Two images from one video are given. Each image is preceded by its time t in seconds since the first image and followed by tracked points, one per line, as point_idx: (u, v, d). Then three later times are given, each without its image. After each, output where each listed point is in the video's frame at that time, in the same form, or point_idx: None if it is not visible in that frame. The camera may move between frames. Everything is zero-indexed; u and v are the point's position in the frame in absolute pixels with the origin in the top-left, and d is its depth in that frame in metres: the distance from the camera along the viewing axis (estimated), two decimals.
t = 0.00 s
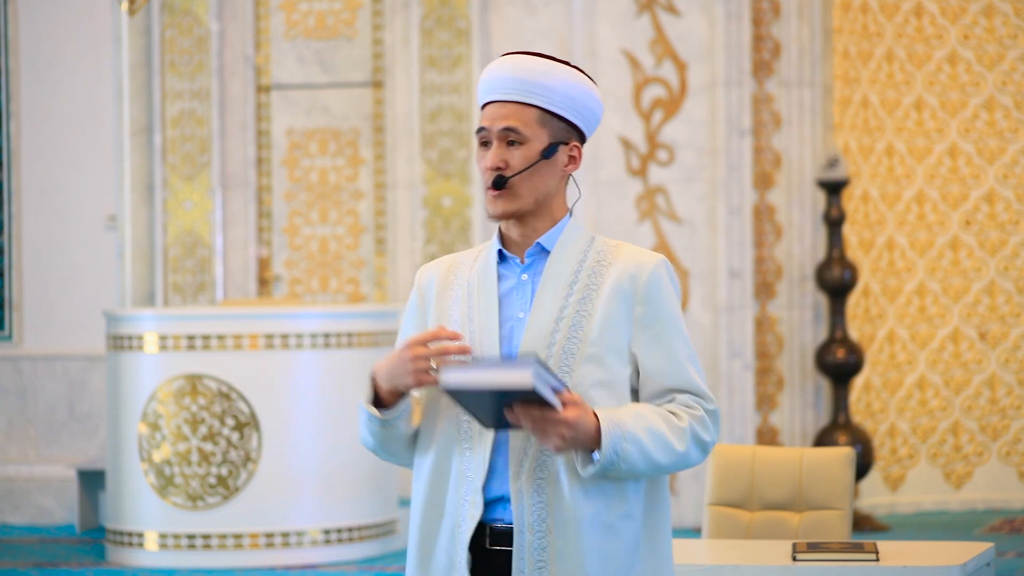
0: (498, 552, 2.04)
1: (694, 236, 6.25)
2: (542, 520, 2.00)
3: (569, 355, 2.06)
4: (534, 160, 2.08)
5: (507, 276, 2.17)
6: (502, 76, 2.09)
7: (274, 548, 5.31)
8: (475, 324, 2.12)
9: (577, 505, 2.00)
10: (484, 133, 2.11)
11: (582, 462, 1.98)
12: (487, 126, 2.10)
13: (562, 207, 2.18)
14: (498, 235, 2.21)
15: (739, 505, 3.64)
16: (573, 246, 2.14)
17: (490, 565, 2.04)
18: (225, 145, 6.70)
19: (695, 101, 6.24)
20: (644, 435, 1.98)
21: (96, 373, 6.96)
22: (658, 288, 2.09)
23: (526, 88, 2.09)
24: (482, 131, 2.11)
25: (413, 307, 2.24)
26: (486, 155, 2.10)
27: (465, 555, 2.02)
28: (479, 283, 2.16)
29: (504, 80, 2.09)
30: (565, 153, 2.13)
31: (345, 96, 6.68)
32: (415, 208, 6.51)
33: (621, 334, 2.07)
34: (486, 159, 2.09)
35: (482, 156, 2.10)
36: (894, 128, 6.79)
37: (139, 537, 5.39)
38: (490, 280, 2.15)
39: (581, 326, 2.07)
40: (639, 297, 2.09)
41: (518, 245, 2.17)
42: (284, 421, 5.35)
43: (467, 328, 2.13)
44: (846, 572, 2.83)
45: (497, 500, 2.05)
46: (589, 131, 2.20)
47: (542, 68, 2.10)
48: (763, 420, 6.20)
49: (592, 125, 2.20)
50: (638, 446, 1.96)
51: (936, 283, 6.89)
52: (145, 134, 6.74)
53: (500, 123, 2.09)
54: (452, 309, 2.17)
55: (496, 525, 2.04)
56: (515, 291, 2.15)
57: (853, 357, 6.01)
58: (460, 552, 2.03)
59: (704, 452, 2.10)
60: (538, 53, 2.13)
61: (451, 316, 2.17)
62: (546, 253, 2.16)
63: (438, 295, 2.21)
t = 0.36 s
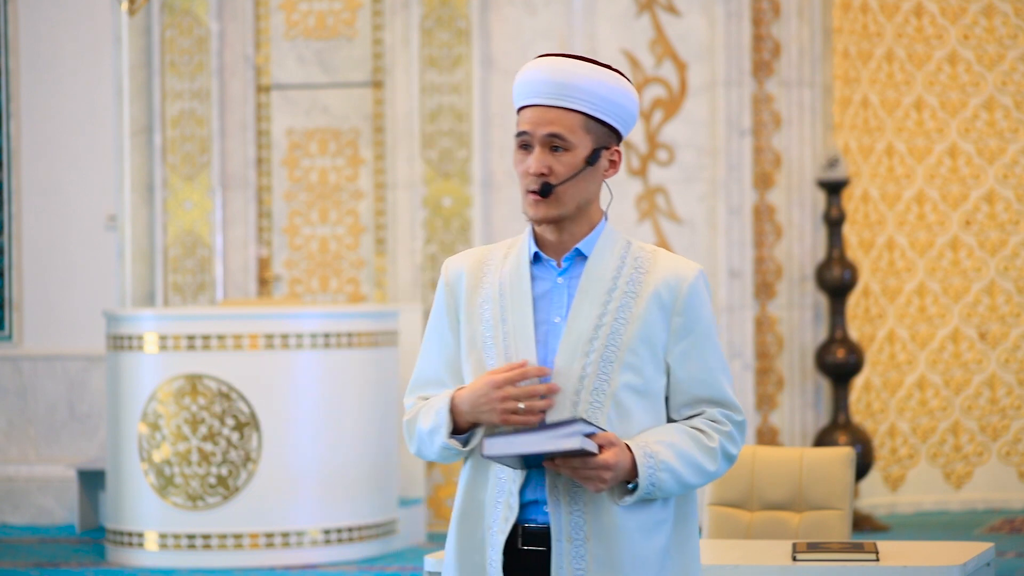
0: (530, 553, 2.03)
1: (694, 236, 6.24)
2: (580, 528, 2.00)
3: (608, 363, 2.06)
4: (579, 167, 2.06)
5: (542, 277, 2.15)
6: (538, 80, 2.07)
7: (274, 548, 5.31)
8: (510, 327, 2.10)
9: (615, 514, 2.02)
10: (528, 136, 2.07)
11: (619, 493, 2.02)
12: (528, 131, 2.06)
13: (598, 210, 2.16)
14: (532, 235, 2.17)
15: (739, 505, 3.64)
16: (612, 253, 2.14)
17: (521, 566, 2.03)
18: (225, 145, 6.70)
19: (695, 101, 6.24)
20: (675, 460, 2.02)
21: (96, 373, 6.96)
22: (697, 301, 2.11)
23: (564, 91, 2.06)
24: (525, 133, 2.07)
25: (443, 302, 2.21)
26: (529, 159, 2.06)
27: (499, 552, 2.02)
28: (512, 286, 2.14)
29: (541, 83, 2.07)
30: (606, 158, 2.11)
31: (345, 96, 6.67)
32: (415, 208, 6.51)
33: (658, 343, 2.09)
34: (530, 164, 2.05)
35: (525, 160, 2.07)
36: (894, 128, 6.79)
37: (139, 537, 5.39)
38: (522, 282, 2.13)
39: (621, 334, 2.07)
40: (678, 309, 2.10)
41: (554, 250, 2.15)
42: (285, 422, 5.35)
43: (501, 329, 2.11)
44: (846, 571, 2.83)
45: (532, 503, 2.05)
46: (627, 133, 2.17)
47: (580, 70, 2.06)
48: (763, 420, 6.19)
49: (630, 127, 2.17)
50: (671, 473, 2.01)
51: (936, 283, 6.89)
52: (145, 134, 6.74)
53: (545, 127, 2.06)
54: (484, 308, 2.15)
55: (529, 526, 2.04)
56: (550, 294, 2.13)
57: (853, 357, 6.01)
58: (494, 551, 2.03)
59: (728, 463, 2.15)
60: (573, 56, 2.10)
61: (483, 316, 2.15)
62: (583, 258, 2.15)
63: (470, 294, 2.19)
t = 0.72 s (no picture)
0: (548, 552, 2.03)
1: (694, 235, 6.24)
2: (609, 534, 2.02)
3: (639, 370, 2.07)
4: (624, 177, 2.06)
5: (573, 278, 2.15)
6: (576, 88, 2.07)
7: (274, 548, 5.31)
8: (540, 328, 2.11)
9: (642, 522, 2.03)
10: (571, 144, 2.06)
11: (648, 504, 2.04)
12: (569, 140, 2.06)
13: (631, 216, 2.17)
14: (563, 234, 2.17)
15: (739, 505, 3.64)
16: (644, 259, 2.14)
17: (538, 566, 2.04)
18: (225, 145, 6.70)
19: (696, 101, 6.23)
20: (704, 470, 2.04)
21: (96, 373, 6.96)
22: (729, 310, 2.13)
23: (604, 100, 2.06)
24: (569, 141, 2.06)
25: (469, 289, 2.21)
26: (573, 168, 2.05)
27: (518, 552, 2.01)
28: (542, 283, 2.14)
29: (578, 91, 2.06)
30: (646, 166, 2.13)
31: (345, 96, 6.67)
32: (415, 208, 6.51)
33: (689, 350, 2.10)
34: (575, 173, 2.05)
35: (569, 168, 2.06)
36: (894, 128, 6.79)
37: (139, 537, 5.39)
38: (553, 282, 2.13)
39: (653, 342, 2.08)
40: (709, 316, 2.12)
41: (588, 253, 2.15)
42: (285, 422, 5.35)
43: (529, 327, 2.12)
44: (846, 572, 2.83)
45: (555, 503, 2.05)
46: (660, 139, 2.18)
47: (619, 78, 2.07)
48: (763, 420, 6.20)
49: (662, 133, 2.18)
50: (699, 483, 2.03)
51: (936, 283, 6.89)
52: (145, 134, 6.74)
53: (591, 136, 2.06)
54: (512, 304, 2.16)
55: (550, 525, 2.04)
56: (581, 297, 2.14)
57: (853, 357, 6.01)
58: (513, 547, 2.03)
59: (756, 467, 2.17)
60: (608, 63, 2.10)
61: (510, 312, 2.16)
62: (615, 263, 2.15)
63: (499, 287, 2.19)
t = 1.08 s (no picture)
0: (548, 552, 2.03)
1: (694, 236, 6.24)
2: (614, 525, 2.02)
3: (638, 361, 2.08)
4: (624, 169, 2.06)
5: (566, 272, 2.15)
6: (565, 83, 2.07)
7: (274, 548, 5.31)
8: (534, 323, 2.11)
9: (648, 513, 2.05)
10: (570, 139, 2.05)
11: (653, 498, 2.06)
12: (565, 136, 2.05)
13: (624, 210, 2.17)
14: (554, 229, 2.17)
15: (739, 505, 3.64)
16: (637, 251, 2.15)
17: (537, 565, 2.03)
18: (225, 145, 6.70)
19: (695, 101, 6.24)
20: (707, 460, 2.05)
21: (96, 373, 6.96)
22: (722, 299, 2.15)
23: (596, 92, 2.06)
24: (567, 136, 2.05)
25: (459, 289, 2.21)
26: (573, 162, 2.05)
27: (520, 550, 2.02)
28: (535, 279, 2.14)
29: (568, 86, 2.07)
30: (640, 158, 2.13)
31: (345, 96, 6.67)
32: (415, 208, 6.51)
33: (684, 340, 2.12)
34: (575, 167, 2.04)
35: (568, 164, 2.05)
36: (894, 128, 6.79)
37: (139, 537, 5.39)
38: (547, 276, 2.13)
39: (650, 332, 2.09)
40: (704, 305, 2.13)
41: (581, 245, 2.15)
42: (285, 422, 5.35)
43: (522, 323, 2.12)
44: (846, 571, 2.83)
45: (553, 501, 2.05)
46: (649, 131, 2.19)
47: (609, 69, 2.07)
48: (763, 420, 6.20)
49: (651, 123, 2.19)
50: (705, 473, 2.04)
51: (936, 283, 6.89)
52: (145, 134, 6.74)
53: (589, 129, 2.05)
54: (505, 301, 2.16)
55: (548, 525, 2.04)
56: (575, 290, 2.14)
57: (853, 357, 6.01)
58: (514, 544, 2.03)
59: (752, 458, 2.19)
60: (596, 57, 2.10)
61: (502, 309, 2.16)
62: (608, 256, 2.16)
63: (489, 285, 2.19)
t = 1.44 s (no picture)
0: (541, 551, 2.05)
1: (694, 235, 6.24)
2: (604, 520, 2.04)
3: (621, 356, 2.09)
4: (599, 166, 2.08)
5: (545, 272, 2.16)
6: (535, 85, 2.07)
7: (274, 548, 5.31)
8: (517, 324, 2.11)
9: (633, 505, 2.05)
10: (545, 140, 2.06)
11: (638, 491, 2.05)
12: (540, 137, 2.06)
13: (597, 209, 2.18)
14: (529, 230, 2.18)
15: (739, 505, 3.64)
16: (613, 247, 2.17)
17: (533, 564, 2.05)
18: (225, 145, 6.70)
19: (695, 101, 6.24)
20: (690, 453, 2.06)
21: (96, 373, 6.96)
22: (699, 291, 2.16)
23: (565, 91, 2.06)
24: (542, 137, 2.06)
25: (436, 294, 2.18)
26: (549, 163, 2.05)
27: (518, 550, 2.02)
28: (516, 281, 2.14)
29: (538, 88, 2.07)
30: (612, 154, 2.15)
31: (345, 96, 6.68)
32: (415, 208, 6.51)
33: (664, 334, 2.12)
34: (552, 167, 2.05)
35: (544, 164, 2.06)
36: (894, 128, 6.79)
37: (139, 537, 5.39)
38: (526, 278, 2.14)
39: (631, 326, 2.10)
40: (681, 298, 2.14)
41: (557, 245, 2.16)
42: (285, 422, 5.35)
43: (504, 325, 2.12)
44: (846, 572, 2.83)
45: (544, 500, 2.06)
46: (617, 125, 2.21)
47: (576, 67, 2.08)
48: (763, 420, 6.20)
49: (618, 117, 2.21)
50: (687, 466, 2.05)
51: (936, 283, 6.89)
52: (145, 134, 6.74)
53: (563, 129, 2.06)
54: (485, 303, 2.15)
55: (540, 523, 2.05)
56: (555, 289, 2.14)
57: (853, 357, 6.00)
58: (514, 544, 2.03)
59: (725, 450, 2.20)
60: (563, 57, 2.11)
61: (483, 312, 2.14)
62: (586, 253, 2.16)
63: (468, 289, 2.16)
